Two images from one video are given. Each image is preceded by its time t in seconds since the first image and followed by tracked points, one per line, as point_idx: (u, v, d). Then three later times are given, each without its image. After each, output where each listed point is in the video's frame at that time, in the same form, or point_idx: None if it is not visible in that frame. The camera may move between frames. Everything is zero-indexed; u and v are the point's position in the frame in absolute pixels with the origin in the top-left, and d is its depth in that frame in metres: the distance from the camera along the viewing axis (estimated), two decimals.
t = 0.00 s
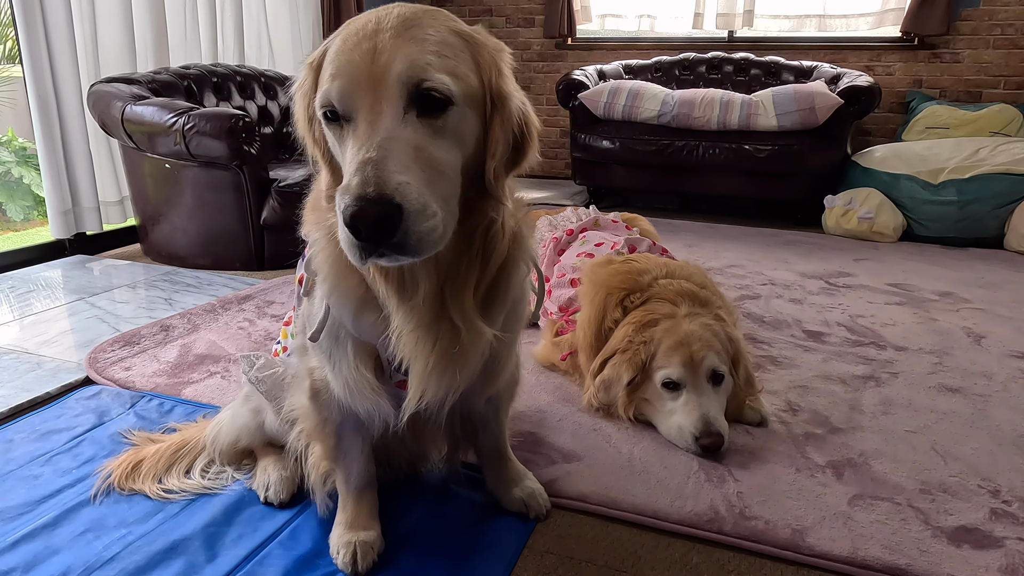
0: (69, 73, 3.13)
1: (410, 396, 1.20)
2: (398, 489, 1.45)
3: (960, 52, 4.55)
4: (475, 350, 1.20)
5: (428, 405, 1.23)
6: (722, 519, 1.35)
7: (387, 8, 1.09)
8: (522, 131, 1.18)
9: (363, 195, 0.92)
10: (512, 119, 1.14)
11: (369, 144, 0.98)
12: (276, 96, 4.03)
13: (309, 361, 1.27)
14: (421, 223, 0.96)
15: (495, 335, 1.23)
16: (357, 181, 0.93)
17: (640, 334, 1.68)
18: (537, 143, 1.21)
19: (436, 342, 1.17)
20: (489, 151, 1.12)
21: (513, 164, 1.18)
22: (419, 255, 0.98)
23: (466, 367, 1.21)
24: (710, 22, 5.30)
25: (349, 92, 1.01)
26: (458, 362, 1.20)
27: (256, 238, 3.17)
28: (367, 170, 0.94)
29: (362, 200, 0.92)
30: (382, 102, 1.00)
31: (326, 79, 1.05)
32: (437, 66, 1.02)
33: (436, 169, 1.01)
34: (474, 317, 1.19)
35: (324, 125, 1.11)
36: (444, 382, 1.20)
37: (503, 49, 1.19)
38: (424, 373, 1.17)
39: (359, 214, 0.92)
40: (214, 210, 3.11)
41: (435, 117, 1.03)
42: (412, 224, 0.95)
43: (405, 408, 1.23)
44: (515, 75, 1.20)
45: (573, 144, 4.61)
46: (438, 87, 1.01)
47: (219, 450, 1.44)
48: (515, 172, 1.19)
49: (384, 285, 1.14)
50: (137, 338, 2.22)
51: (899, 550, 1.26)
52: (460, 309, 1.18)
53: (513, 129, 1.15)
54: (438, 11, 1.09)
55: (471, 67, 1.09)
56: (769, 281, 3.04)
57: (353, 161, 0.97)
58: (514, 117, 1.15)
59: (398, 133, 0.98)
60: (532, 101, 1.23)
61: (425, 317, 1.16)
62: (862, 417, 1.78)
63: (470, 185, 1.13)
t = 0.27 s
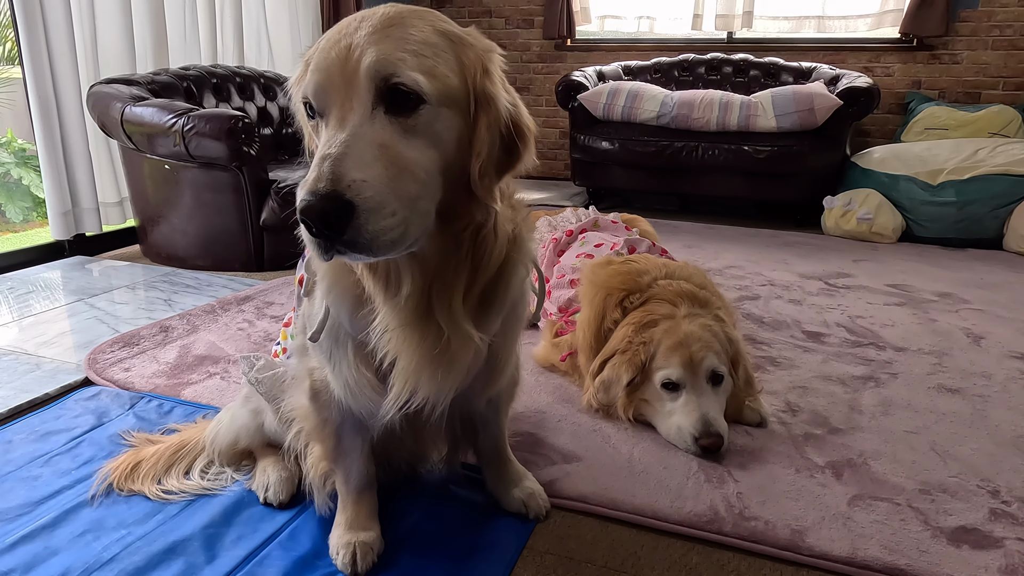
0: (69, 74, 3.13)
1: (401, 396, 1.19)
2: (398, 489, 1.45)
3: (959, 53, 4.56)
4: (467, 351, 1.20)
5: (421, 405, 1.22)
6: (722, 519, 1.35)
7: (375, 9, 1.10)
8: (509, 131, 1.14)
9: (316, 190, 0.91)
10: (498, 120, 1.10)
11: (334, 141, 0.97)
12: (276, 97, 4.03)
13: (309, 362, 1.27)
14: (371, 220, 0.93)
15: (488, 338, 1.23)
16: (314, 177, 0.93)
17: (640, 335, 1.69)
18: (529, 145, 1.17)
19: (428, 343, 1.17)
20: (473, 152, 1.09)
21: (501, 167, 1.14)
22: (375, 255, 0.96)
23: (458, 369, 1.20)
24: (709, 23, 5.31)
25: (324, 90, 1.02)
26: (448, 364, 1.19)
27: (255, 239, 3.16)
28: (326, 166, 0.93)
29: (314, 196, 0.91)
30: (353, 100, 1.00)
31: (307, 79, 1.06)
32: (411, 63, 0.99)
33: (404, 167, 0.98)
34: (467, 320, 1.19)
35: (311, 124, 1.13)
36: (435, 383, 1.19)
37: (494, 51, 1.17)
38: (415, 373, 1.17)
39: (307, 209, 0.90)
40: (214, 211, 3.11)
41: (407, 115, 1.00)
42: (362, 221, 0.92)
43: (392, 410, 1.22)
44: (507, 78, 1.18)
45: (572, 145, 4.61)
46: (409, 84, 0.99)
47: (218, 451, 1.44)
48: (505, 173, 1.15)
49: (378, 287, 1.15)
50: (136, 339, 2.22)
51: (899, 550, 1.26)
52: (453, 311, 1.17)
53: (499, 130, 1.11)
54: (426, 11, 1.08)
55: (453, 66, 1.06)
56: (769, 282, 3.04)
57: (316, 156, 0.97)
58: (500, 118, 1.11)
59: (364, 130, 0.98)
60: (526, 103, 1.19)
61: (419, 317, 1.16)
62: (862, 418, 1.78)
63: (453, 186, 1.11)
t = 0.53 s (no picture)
0: (68, 75, 3.13)
1: (396, 398, 1.19)
2: (397, 491, 1.45)
3: (957, 54, 4.57)
4: (462, 353, 1.20)
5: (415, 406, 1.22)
6: (720, 521, 1.35)
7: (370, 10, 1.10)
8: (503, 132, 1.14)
9: (307, 189, 0.91)
10: (492, 120, 1.11)
11: (326, 140, 0.98)
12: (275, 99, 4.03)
13: (307, 364, 1.27)
14: (361, 220, 0.93)
15: (483, 340, 1.23)
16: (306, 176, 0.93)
17: (638, 336, 1.69)
18: (524, 145, 1.17)
19: (424, 345, 1.17)
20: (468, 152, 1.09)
21: (496, 168, 1.14)
22: (365, 255, 0.96)
23: (451, 370, 1.20)
24: (707, 25, 5.32)
25: (317, 90, 1.02)
26: (442, 365, 1.19)
27: (254, 240, 3.16)
28: (317, 165, 0.94)
29: (305, 195, 0.91)
30: (345, 100, 1.00)
31: (301, 79, 1.07)
32: (403, 63, 1.00)
33: (396, 167, 0.98)
34: (462, 322, 1.19)
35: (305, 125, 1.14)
36: (429, 384, 1.19)
37: (487, 51, 1.17)
38: (409, 375, 1.17)
39: (298, 208, 0.91)
40: (213, 213, 3.11)
41: (399, 115, 1.00)
42: (354, 221, 0.92)
43: (388, 412, 1.22)
44: (501, 79, 1.18)
45: (571, 147, 4.62)
46: (401, 84, 0.99)
47: (217, 452, 1.44)
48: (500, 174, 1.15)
49: (375, 289, 1.15)
50: (135, 341, 2.22)
51: (897, 551, 1.26)
52: (448, 313, 1.17)
53: (493, 130, 1.11)
54: (421, 13, 1.08)
55: (447, 67, 1.06)
56: (768, 283, 3.04)
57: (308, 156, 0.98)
58: (494, 118, 1.11)
59: (355, 130, 0.98)
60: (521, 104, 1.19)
61: (415, 318, 1.16)
62: (860, 419, 1.78)
63: (447, 187, 1.11)
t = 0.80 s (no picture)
0: (68, 76, 3.13)
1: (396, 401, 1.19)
2: (396, 493, 1.45)
3: (956, 55, 4.57)
4: (460, 357, 1.20)
5: (414, 410, 1.22)
6: (719, 522, 1.35)
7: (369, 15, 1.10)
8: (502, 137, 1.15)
9: (306, 195, 0.91)
10: (491, 126, 1.11)
11: (325, 145, 0.98)
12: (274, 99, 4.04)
13: (306, 366, 1.27)
14: (360, 226, 0.93)
15: (482, 344, 1.23)
16: (305, 182, 0.93)
17: (637, 337, 1.69)
18: (522, 150, 1.17)
19: (424, 347, 1.17)
20: (466, 156, 1.09)
21: (495, 172, 1.14)
22: (364, 261, 0.96)
23: (450, 374, 1.20)
24: (706, 25, 5.32)
25: (316, 94, 1.02)
26: (440, 369, 1.19)
27: (254, 242, 3.16)
28: (316, 170, 0.94)
29: (304, 200, 0.91)
30: (344, 105, 1.00)
31: (300, 83, 1.07)
32: (403, 69, 1.00)
33: (395, 172, 0.98)
34: (461, 325, 1.19)
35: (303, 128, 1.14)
36: (427, 388, 1.19)
37: (486, 55, 1.17)
38: (408, 378, 1.17)
39: (297, 214, 0.91)
40: (212, 214, 3.12)
41: (399, 120, 1.01)
42: (352, 226, 0.92)
43: (387, 416, 1.22)
44: (500, 83, 1.18)
45: (571, 147, 4.62)
46: (401, 90, 0.99)
47: (216, 454, 1.44)
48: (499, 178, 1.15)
49: (374, 293, 1.15)
50: (135, 342, 2.22)
51: (896, 553, 1.26)
52: (447, 316, 1.18)
53: (492, 135, 1.12)
54: (420, 18, 1.09)
55: (447, 72, 1.07)
56: (767, 284, 3.05)
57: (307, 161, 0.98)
58: (493, 123, 1.11)
59: (354, 135, 0.98)
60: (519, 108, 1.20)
61: (414, 321, 1.16)
62: (859, 420, 1.78)
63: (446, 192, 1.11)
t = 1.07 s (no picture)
0: (67, 76, 3.13)
1: (400, 399, 1.20)
2: (396, 493, 1.46)
3: (955, 55, 4.57)
4: (463, 355, 1.20)
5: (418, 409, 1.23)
6: (719, 522, 1.35)
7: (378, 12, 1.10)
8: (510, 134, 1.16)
9: (340, 190, 0.91)
10: (502, 124, 1.12)
11: (350, 141, 0.97)
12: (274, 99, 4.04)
13: (306, 366, 1.27)
14: (396, 222, 0.93)
15: (484, 343, 1.23)
16: (335, 178, 0.92)
17: (637, 337, 1.69)
18: (527, 147, 1.19)
19: (425, 346, 1.17)
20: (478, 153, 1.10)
21: (501, 169, 1.16)
22: (397, 256, 0.96)
23: (454, 372, 1.20)
24: (705, 25, 5.33)
25: (335, 89, 1.02)
26: (446, 367, 1.19)
27: (254, 242, 3.17)
28: (346, 166, 0.93)
29: (339, 196, 0.90)
30: (365, 102, 0.99)
31: (314, 78, 1.06)
32: (422, 68, 1.01)
33: (420, 169, 0.99)
34: (463, 324, 1.19)
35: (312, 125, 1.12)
36: (432, 387, 1.19)
37: (491, 52, 1.18)
38: (413, 378, 1.17)
39: (334, 210, 0.90)
40: (212, 214, 3.12)
41: (419, 118, 1.01)
42: (388, 222, 0.93)
43: (390, 415, 1.23)
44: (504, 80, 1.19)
45: (570, 147, 4.62)
46: (423, 88, 1.00)
47: (216, 454, 1.44)
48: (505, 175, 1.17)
49: (374, 292, 1.15)
50: (135, 342, 2.22)
51: (895, 552, 1.27)
52: (449, 316, 1.18)
53: (502, 132, 1.13)
54: (428, 16, 1.09)
55: (459, 69, 1.08)
56: (766, 284, 3.05)
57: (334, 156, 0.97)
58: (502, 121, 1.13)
59: (378, 132, 0.98)
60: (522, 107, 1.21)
61: (416, 321, 1.16)
62: (858, 420, 1.78)
63: (458, 189, 1.12)
